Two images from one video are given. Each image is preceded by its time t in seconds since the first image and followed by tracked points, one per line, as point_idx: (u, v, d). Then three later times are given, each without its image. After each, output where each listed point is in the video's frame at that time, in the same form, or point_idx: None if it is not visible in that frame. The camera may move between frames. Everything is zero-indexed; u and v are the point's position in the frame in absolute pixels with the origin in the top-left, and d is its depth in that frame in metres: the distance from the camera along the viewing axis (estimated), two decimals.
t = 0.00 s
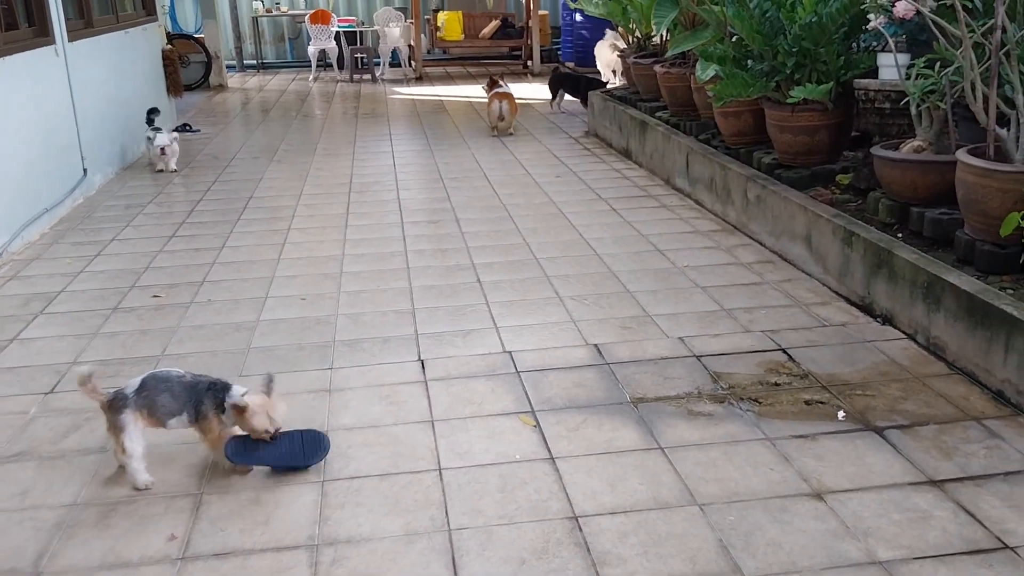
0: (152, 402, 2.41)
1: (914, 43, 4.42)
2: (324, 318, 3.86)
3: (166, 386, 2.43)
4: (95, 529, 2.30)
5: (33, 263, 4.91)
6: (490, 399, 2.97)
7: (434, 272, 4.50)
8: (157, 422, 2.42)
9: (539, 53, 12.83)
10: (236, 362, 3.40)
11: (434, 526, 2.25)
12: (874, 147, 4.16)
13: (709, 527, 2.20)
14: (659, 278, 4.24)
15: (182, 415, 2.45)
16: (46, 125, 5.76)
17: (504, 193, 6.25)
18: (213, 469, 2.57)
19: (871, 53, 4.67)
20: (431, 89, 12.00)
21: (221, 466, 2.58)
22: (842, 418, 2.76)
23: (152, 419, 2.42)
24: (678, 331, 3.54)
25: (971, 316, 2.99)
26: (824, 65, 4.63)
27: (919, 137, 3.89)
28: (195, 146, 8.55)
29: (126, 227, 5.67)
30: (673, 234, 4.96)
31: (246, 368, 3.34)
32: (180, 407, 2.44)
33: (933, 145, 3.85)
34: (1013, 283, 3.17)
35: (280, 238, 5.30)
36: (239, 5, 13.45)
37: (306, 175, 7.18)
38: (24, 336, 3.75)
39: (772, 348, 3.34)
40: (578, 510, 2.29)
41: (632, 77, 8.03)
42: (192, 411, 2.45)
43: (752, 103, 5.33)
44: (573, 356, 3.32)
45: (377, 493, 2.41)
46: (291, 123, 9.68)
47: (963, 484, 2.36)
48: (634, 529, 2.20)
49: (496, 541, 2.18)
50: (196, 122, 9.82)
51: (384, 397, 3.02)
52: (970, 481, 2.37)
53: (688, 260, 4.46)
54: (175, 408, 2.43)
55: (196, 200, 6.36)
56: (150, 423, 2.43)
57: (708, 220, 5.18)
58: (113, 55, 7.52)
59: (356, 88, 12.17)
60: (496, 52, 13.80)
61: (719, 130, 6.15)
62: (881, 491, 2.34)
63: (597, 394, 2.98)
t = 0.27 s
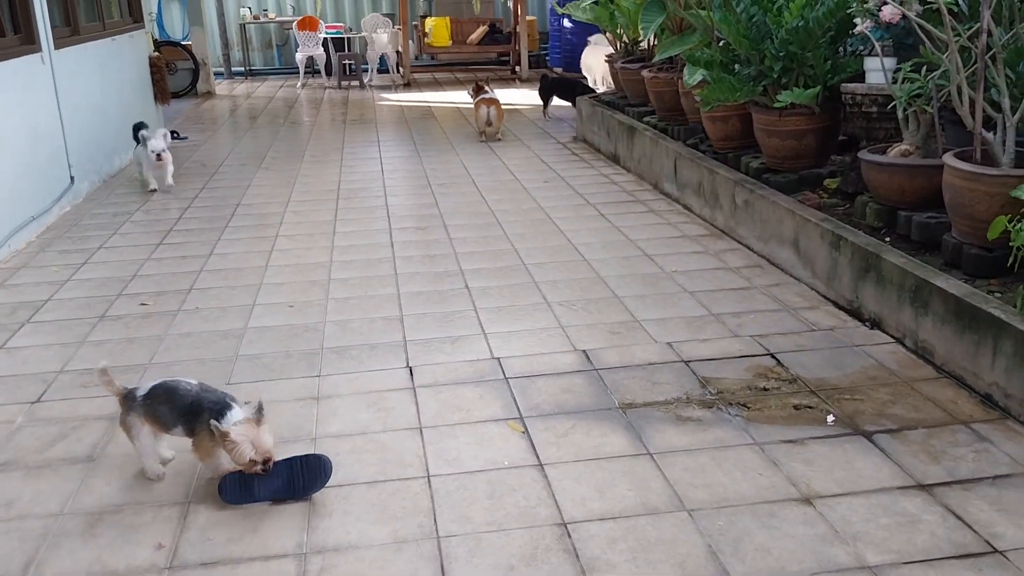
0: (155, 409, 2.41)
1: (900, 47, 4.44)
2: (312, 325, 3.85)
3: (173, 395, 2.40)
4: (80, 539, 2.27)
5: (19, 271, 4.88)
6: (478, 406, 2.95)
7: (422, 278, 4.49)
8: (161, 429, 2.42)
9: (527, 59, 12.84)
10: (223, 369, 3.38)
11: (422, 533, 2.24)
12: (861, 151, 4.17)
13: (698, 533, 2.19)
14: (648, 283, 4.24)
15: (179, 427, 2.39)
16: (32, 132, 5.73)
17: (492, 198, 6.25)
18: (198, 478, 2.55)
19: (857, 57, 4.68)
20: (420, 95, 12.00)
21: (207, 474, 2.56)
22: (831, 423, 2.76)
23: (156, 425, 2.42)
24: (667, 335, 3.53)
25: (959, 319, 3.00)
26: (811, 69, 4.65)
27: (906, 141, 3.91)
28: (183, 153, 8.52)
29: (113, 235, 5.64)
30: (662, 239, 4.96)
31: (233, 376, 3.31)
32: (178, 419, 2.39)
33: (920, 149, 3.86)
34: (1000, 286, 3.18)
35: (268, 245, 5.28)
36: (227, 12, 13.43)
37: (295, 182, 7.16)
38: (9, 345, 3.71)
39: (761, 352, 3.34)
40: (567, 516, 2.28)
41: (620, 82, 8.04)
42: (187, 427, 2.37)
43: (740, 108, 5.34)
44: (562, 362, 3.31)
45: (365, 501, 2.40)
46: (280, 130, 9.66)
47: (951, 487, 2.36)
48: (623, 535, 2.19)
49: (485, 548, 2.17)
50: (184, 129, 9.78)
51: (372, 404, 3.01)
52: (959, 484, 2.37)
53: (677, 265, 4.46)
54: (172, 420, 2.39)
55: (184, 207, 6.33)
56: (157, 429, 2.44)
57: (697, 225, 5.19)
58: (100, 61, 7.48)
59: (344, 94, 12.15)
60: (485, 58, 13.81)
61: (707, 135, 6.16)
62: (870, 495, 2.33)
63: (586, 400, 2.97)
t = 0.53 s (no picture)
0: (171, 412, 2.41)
1: (890, 44, 4.45)
2: (303, 326, 3.83)
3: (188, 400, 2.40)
4: (70, 542, 2.26)
5: (9, 274, 4.85)
6: (470, 406, 2.95)
7: (414, 278, 4.48)
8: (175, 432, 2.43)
9: (518, 59, 12.84)
10: (214, 371, 3.37)
11: (414, 534, 2.23)
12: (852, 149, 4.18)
13: (691, 531, 2.19)
14: (639, 282, 4.24)
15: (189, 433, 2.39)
16: (22, 134, 5.70)
17: (484, 199, 6.24)
18: (189, 480, 2.54)
19: (847, 55, 4.70)
20: (411, 95, 11.98)
21: (197, 477, 2.55)
22: (822, 420, 2.77)
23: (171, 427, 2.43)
24: (659, 335, 3.53)
25: (950, 317, 3.01)
26: (801, 68, 4.66)
27: (896, 139, 3.92)
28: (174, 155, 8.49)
29: (103, 237, 5.61)
30: (654, 238, 4.97)
31: (224, 378, 3.30)
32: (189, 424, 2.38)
33: (910, 147, 3.87)
34: (990, 283, 3.18)
35: (259, 246, 5.26)
36: (216, 13, 13.39)
37: (286, 183, 7.14)
38: None
39: (753, 350, 3.34)
40: (560, 516, 2.28)
41: (611, 82, 8.05)
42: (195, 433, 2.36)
43: (731, 106, 5.35)
44: (554, 362, 3.30)
45: (356, 502, 2.39)
46: (271, 131, 9.64)
47: (943, 484, 2.36)
48: (616, 534, 2.19)
49: (477, 549, 2.16)
50: (174, 131, 9.75)
51: (363, 405, 3.00)
52: (950, 481, 2.38)
53: (669, 264, 4.46)
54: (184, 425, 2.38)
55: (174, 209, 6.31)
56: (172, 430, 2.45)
57: (688, 224, 5.19)
58: (90, 63, 7.45)
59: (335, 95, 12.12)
60: (476, 58, 13.80)
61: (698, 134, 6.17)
62: (862, 492, 2.34)
63: (578, 399, 2.97)
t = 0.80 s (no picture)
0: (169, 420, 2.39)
1: (884, 41, 4.46)
2: (300, 325, 3.84)
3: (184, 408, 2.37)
4: (67, 541, 2.26)
5: (4, 275, 4.85)
6: (468, 404, 2.96)
7: (410, 277, 4.48)
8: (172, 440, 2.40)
9: (513, 57, 12.84)
10: (211, 370, 3.37)
11: (412, 531, 2.24)
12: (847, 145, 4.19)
13: (687, 526, 2.20)
14: (635, 279, 4.25)
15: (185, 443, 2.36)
16: (16, 135, 5.69)
17: (480, 197, 6.25)
18: (187, 479, 2.55)
19: (842, 52, 4.71)
20: (406, 94, 11.98)
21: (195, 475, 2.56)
22: (818, 416, 2.78)
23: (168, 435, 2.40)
24: (655, 332, 3.54)
25: (944, 312, 3.02)
26: (796, 64, 4.67)
27: (891, 135, 3.93)
28: (169, 155, 8.48)
29: (98, 237, 5.61)
30: (649, 235, 4.97)
31: (221, 377, 3.31)
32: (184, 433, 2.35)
33: (904, 142, 3.88)
34: (984, 278, 3.20)
35: (255, 246, 5.26)
36: (210, 12, 13.36)
37: (281, 183, 7.14)
38: None
39: (749, 347, 3.35)
40: (557, 511, 2.29)
41: (606, 79, 8.05)
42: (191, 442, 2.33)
43: (726, 103, 5.36)
44: (550, 360, 3.31)
45: (354, 499, 2.40)
46: (266, 130, 9.63)
47: (938, 478, 2.37)
48: (612, 530, 2.20)
49: (474, 545, 2.17)
50: (169, 131, 9.74)
51: (360, 404, 3.00)
52: (945, 475, 2.39)
53: (664, 261, 4.47)
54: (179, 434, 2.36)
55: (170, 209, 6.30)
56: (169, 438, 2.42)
57: (684, 221, 5.20)
58: (83, 63, 7.44)
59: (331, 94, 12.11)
60: (470, 56, 13.80)
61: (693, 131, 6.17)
62: (857, 487, 2.35)
63: (575, 396, 2.98)
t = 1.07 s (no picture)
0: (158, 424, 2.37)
1: (881, 34, 4.47)
2: (299, 321, 3.84)
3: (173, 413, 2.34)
4: (71, 536, 2.27)
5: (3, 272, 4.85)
6: (468, 398, 2.97)
7: (409, 273, 4.49)
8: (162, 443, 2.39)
9: (510, 52, 12.83)
10: (211, 366, 3.38)
11: (414, 523, 2.25)
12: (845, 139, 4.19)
13: (688, 518, 2.21)
14: (634, 273, 4.26)
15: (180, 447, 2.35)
16: (13, 132, 5.69)
17: (478, 192, 6.25)
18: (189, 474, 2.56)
19: (839, 45, 4.72)
20: (403, 89, 11.97)
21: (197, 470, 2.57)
22: (817, 408, 2.79)
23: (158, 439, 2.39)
24: (655, 325, 3.55)
25: (943, 304, 3.03)
26: (793, 58, 4.67)
27: (889, 128, 3.94)
28: (166, 152, 8.47)
29: (96, 234, 5.61)
30: (648, 230, 4.98)
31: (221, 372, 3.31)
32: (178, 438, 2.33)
33: (902, 136, 3.89)
34: (982, 270, 3.21)
35: (254, 242, 5.26)
36: (206, 9, 13.34)
37: (279, 179, 7.14)
38: None
39: (747, 340, 3.37)
40: (558, 504, 2.30)
41: (604, 74, 8.05)
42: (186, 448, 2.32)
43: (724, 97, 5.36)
44: (550, 354, 3.32)
45: (356, 493, 2.41)
46: (263, 127, 9.63)
47: (936, 469, 2.39)
48: (613, 522, 2.21)
49: (477, 538, 2.18)
50: (166, 127, 9.73)
51: (361, 398, 3.01)
52: (943, 466, 2.40)
53: (663, 256, 4.48)
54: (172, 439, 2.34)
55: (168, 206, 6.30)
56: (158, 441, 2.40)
57: (682, 216, 5.21)
58: (80, 60, 7.43)
59: (327, 90, 12.10)
60: (467, 51, 13.79)
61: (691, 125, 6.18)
62: (857, 478, 2.36)
63: (575, 390, 2.99)
